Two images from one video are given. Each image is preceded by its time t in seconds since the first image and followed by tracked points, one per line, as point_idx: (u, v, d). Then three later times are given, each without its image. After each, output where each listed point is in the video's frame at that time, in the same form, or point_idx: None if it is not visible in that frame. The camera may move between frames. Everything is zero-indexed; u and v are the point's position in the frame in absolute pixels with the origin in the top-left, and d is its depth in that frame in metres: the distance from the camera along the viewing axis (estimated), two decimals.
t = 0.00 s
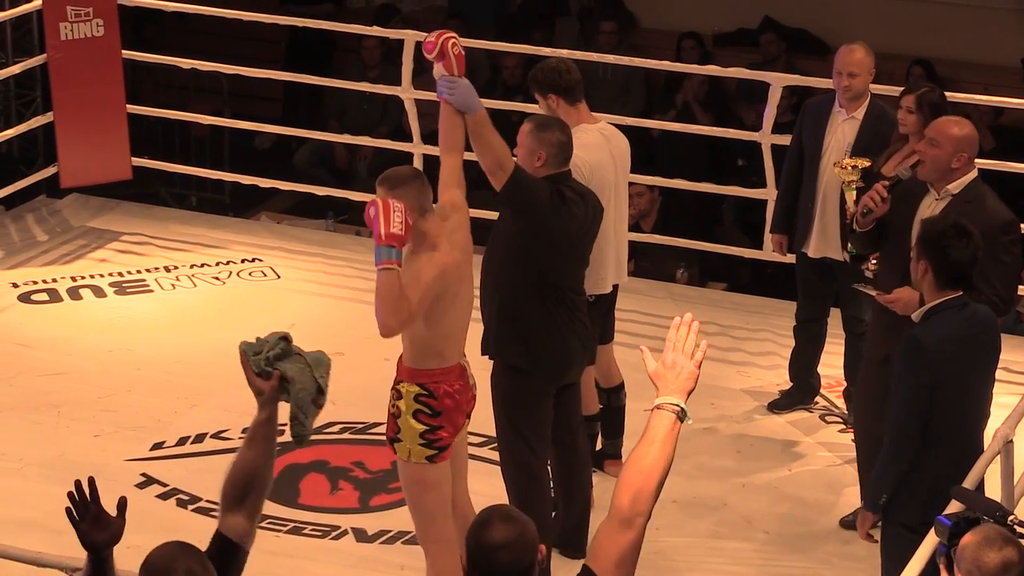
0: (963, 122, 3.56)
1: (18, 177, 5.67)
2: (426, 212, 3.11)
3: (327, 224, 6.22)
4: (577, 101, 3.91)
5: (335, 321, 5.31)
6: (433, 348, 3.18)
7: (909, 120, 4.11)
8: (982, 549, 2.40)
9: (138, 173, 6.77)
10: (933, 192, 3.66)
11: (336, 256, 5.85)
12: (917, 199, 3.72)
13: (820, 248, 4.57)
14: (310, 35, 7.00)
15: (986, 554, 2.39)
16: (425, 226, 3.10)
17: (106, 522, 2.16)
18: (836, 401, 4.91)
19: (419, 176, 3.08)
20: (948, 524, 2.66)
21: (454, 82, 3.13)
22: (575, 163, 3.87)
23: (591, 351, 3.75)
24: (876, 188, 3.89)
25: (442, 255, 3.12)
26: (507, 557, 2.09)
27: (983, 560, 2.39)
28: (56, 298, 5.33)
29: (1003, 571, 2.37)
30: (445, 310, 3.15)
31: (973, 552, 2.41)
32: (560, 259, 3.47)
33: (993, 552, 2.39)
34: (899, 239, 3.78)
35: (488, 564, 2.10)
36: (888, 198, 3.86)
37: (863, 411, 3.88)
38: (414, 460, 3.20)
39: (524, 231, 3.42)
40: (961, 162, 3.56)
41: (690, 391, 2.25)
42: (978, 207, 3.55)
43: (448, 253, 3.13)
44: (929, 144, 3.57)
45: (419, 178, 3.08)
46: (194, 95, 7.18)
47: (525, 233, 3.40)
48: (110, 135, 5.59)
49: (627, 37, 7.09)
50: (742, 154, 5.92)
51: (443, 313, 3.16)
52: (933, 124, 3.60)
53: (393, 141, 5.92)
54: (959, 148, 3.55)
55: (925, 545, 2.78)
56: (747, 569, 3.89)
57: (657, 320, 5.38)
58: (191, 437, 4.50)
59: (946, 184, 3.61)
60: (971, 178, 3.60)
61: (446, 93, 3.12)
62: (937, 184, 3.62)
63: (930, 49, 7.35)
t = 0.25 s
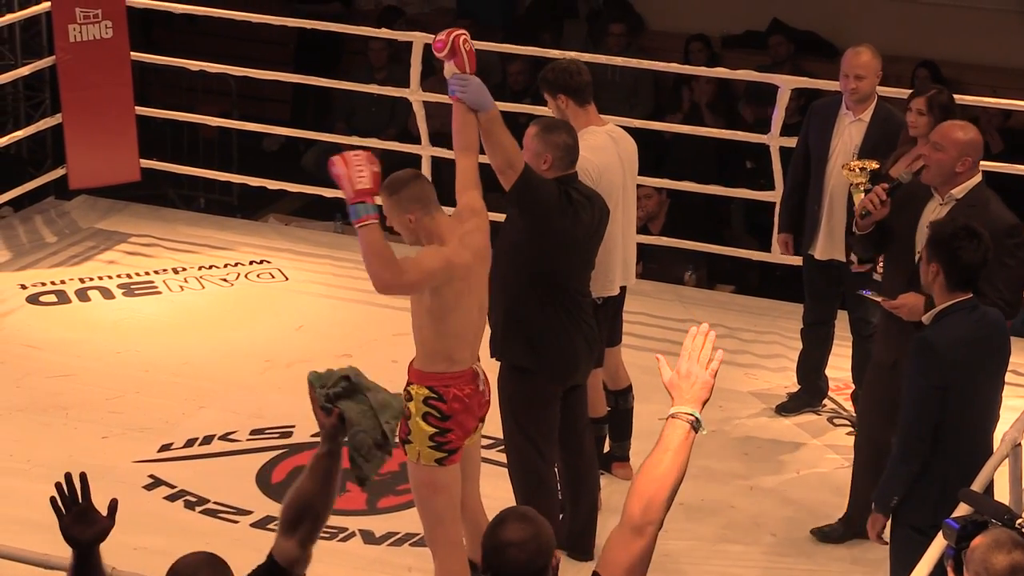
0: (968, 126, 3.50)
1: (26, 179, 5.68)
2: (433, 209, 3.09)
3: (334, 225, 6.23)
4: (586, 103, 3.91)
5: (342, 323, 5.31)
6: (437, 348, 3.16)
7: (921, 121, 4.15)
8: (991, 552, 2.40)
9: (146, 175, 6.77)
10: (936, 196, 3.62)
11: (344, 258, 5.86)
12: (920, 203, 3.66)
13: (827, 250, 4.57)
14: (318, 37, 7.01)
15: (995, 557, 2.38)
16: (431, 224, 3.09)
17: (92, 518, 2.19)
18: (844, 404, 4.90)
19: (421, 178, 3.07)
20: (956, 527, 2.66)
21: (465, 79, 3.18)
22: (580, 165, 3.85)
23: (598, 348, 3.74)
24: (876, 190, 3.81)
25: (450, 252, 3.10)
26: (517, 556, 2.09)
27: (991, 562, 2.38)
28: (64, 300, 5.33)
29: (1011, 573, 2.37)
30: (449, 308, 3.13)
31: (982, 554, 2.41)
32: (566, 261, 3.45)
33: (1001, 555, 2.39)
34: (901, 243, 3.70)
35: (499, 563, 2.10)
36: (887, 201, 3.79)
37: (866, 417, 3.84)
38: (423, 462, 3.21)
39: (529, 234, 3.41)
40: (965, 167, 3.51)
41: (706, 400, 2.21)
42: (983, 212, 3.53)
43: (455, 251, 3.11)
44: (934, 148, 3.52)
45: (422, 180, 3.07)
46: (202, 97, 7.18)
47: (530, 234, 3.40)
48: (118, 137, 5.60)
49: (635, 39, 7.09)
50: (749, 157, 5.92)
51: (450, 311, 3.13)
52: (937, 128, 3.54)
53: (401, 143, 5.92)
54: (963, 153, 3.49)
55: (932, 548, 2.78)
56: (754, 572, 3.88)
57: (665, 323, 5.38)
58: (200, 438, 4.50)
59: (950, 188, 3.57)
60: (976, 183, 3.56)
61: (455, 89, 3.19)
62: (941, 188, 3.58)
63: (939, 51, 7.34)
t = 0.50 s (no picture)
0: (951, 126, 3.51)
1: (27, 181, 5.68)
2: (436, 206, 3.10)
3: (335, 227, 6.23)
4: (587, 105, 3.92)
5: (343, 325, 5.31)
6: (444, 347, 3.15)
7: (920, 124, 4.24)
8: (992, 554, 2.40)
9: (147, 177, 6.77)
10: (919, 198, 3.62)
11: (344, 260, 5.86)
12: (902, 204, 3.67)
13: (826, 252, 4.58)
14: (319, 39, 7.01)
15: (996, 560, 2.38)
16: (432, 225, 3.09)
17: (75, 518, 2.16)
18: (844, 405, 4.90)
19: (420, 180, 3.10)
20: (957, 529, 2.65)
21: (466, 79, 3.19)
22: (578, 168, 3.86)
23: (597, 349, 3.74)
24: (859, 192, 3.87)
25: (456, 248, 3.09)
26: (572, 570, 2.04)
27: (992, 564, 2.38)
28: (64, 302, 5.33)
29: None
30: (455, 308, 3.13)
31: (983, 557, 2.40)
32: (566, 260, 3.45)
33: (1003, 557, 2.38)
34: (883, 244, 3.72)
35: None
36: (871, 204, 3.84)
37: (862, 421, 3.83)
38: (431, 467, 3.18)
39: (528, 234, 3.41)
40: (949, 166, 3.52)
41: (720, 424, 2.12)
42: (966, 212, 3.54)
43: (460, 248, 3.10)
44: (917, 148, 3.53)
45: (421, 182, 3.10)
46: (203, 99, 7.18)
47: (531, 234, 3.41)
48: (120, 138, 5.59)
49: (636, 41, 7.09)
50: (750, 159, 5.92)
51: (454, 309, 3.12)
52: (920, 128, 3.55)
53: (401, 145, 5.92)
54: (946, 152, 3.50)
55: (933, 551, 2.77)
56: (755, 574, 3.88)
57: (666, 325, 5.38)
58: (200, 440, 4.50)
59: (933, 188, 3.57)
60: (958, 183, 3.57)
61: (456, 89, 3.19)
62: (924, 189, 3.58)
63: (938, 53, 7.35)
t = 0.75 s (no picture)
0: (926, 123, 3.51)
1: (27, 183, 5.67)
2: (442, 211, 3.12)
3: (336, 230, 6.23)
4: (588, 107, 3.92)
5: (344, 327, 5.31)
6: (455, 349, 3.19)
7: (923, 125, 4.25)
8: (994, 557, 2.40)
9: (148, 179, 6.77)
10: (894, 197, 3.61)
11: (346, 262, 5.86)
12: (876, 203, 3.66)
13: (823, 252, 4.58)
14: (320, 42, 7.00)
15: (997, 562, 2.38)
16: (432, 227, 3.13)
17: (120, 520, 2.22)
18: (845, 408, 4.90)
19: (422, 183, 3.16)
20: (957, 532, 2.65)
21: (466, 84, 3.21)
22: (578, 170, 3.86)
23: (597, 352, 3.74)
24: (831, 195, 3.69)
25: (464, 251, 3.13)
26: None
27: (994, 567, 2.38)
28: (65, 304, 5.33)
29: None
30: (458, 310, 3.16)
31: (984, 559, 2.40)
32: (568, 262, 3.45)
33: (1004, 560, 2.39)
34: (856, 243, 3.70)
35: None
36: (843, 205, 3.69)
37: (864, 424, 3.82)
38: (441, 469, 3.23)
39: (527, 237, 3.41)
40: (922, 163, 3.52)
41: None
42: (940, 209, 3.52)
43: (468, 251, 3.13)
44: (891, 145, 3.53)
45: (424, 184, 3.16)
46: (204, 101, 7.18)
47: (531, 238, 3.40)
48: (122, 140, 5.58)
49: (638, 43, 7.09)
50: (751, 161, 5.91)
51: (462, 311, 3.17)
52: (895, 126, 3.55)
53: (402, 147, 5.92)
54: (920, 149, 3.50)
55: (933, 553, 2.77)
56: None
57: (667, 328, 5.37)
58: (201, 442, 4.50)
59: (907, 186, 3.56)
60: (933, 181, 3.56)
61: (455, 94, 3.22)
62: (898, 187, 3.57)
63: (940, 56, 7.34)
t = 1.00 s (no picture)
0: (893, 120, 3.53)
1: (30, 187, 5.68)
2: (454, 211, 3.09)
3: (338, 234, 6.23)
4: (590, 111, 3.92)
5: (346, 332, 5.31)
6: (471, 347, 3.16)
7: (923, 130, 4.28)
8: (998, 562, 2.40)
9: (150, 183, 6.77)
10: (867, 197, 3.61)
11: (348, 267, 5.86)
12: (850, 203, 3.65)
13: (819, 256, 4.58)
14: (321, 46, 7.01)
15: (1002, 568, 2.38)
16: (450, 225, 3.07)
17: (180, 528, 2.18)
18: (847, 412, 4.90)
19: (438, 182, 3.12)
20: (961, 537, 2.65)
21: (471, 88, 3.17)
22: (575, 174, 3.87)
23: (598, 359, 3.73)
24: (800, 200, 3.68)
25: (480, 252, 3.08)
26: None
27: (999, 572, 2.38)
28: (67, 308, 5.33)
29: None
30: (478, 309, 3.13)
31: (989, 564, 2.41)
32: (566, 261, 3.46)
33: (1009, 565, 2.39)
34: (832, 246, 3.69)
35: None
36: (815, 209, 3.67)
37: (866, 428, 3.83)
38: (451, 470, 3.22)
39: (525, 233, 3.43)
40: (894, 160, 3.53)
41: None
42: (917, 205, 3.55)
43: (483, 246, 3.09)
44: (863, 144, 3.54)
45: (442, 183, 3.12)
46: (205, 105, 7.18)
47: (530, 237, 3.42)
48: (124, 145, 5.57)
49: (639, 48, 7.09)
50: (753, 166, 5.92)
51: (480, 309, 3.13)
52: (864, 125, 3.57)
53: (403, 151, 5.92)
54: (891, 146, 3.52)
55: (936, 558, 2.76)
56: None
57: (670, 332, 5.37)
58: (203, 447, 4.50)
59: (881, 184, 3.58)
60: (906, 178, 3.58)
61: (460, 98, 3.18)
62: (873, 186, 3.58)
63: (941, 60, 7.35)
